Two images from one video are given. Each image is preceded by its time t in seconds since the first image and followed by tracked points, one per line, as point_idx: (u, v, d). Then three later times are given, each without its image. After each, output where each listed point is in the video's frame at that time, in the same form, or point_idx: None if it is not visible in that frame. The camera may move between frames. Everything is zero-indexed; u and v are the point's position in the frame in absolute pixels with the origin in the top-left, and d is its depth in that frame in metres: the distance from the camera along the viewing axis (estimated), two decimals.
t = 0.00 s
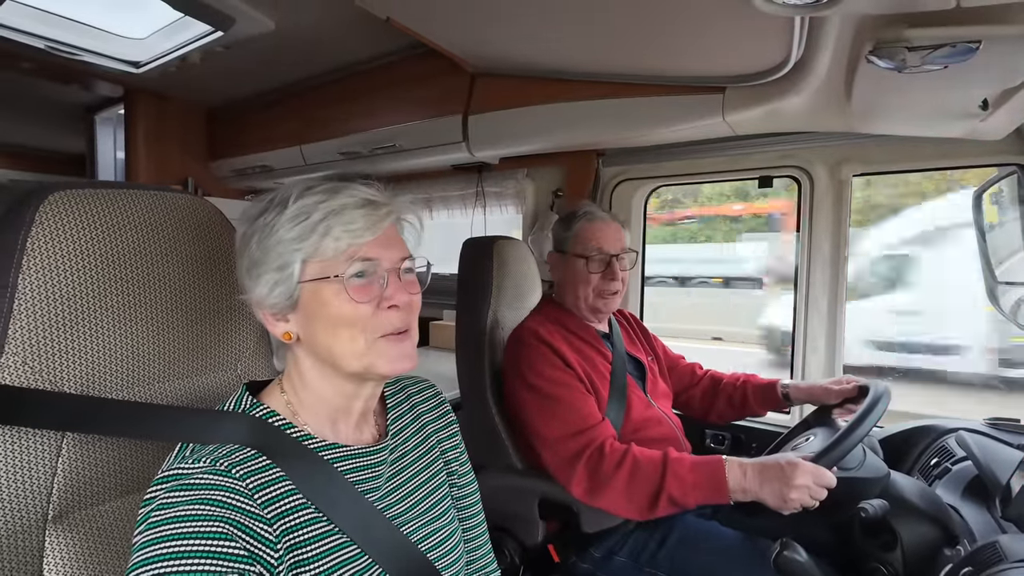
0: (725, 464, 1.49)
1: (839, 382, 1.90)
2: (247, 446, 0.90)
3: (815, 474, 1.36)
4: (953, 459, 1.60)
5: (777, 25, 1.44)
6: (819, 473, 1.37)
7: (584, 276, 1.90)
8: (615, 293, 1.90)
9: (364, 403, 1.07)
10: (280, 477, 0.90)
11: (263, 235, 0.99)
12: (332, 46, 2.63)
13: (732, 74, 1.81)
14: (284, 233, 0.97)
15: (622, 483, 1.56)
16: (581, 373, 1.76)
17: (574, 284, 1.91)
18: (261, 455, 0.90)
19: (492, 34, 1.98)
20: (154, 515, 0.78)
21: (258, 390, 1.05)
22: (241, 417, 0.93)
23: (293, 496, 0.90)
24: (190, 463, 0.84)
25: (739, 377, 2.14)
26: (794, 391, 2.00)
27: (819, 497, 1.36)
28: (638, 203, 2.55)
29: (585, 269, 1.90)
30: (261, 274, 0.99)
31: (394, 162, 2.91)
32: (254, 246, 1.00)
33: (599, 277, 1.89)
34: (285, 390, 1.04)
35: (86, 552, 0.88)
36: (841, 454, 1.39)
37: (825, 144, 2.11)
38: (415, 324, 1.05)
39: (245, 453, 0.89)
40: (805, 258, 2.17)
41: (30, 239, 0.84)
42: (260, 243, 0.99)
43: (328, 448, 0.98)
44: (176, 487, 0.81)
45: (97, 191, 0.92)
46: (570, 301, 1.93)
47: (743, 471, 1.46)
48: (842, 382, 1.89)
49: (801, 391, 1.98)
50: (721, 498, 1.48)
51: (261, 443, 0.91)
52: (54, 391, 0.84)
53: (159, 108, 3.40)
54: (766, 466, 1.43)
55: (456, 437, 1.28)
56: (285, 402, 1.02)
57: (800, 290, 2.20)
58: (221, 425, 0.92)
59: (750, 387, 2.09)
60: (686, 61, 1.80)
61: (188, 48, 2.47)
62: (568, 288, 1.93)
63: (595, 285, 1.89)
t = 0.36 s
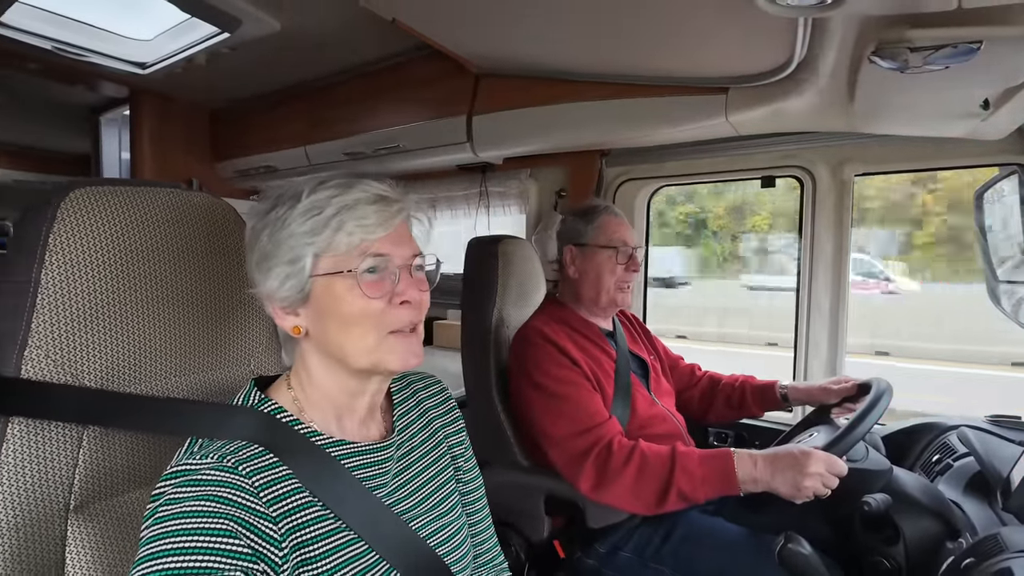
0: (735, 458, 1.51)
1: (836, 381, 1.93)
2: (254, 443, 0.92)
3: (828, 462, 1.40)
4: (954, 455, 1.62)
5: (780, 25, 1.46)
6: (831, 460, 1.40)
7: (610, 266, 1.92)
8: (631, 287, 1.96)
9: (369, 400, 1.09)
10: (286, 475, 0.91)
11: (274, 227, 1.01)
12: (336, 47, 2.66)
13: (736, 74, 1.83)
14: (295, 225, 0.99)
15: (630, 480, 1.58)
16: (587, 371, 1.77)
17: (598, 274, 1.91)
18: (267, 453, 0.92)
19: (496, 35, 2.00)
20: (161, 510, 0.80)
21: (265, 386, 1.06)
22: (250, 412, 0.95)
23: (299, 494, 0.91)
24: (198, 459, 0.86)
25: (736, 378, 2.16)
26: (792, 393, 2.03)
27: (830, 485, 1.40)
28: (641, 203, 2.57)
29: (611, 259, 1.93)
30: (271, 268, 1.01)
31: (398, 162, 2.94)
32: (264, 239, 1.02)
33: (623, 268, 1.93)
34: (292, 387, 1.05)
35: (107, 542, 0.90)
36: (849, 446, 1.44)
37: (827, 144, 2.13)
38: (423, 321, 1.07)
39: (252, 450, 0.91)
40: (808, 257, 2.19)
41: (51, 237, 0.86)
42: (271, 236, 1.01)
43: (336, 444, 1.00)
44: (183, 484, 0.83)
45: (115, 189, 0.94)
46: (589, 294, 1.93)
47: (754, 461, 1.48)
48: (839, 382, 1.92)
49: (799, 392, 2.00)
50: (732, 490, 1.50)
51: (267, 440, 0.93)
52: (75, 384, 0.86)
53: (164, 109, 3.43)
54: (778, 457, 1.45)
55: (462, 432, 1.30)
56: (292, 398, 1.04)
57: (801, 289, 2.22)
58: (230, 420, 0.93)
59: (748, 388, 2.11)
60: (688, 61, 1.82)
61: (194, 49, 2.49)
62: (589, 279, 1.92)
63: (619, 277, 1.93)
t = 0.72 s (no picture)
0: (737, 465, 1.53)
1: (844, 387, 1.94)
2: (266, 458, 0.93)
3: (827, 473, 1.41)
4: (958, 461, 1.64)
5: (787, 35, 1.47)
6: (831, 473, 1.41)
7: (618, 270, 1.94)
8: (640, 288, 1.98)
9: (381, 412, 1.10)
10: (300, 490, 0.93)
11: (297, 229, 1.02)
12: (342, 52, 2.67)
13: (742, 82, 1.84)
14: (320, 231, 1.01)
15: (636, 485, 1.60)
16: (595, 375, 1.79)
17: (608, 279, 1.94)
18: (281, 468, 0.93)
19: (502, 43, 2.02)
20: (177, 529, 0.81)
21: (276, 398, 1.07)
22: (263, 425, 0.96)
23: (313, 508, 0.93)
24: (212, 476, 0.87)
25: (745, 381, 2.17)
26: (801, 396, 2.04)
27: (830, 497, 1.41)
28: (645, 208, 2.58)
29: (620, 263, 1.95)
30: (290, 271, 1.02)
31: (403, 167, 2.95)
32: (285, 243, 1.03)
33: (632, 272, 1.95)
34: (302, 399, 1.06)
35: (129, 550, 0.91)
36: (854, 455, 1.45)
37: (831, 151, 2.14)
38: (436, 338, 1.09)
39: (265, 466, 0.92)
40: (811, 263, 2.21)
41: (75, 251, 0.87)
42: (293, 240, 1.02)
43: (348, 457, 1.02)
44: (198, 501, 0.84)
45: (136, 201, 0.95)
46: (599, 300, 1.95)
47: (756, 471, 1.50)
48: (847, 387, 1.93)
49: (808, 395, 2.01)
50: (733, 499, 1.52)
51: (277, 453, 0.94)
52: (97, 395, 0.88)
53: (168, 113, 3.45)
54: (778, 466, 1.47)
55: (471, 439, 1.31)
56: (303, 411, 1.05)
57: (805, 294, 2.24)
58: (241, 431, 0.94)
59: (757, 392, 2.12)
60: (693, 70, 1.84)
61: (200, 54, 2.51)
62: (600, 284, 1.94)
63: (628, 280, 1.95)
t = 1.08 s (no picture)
0: (733, 470, 1.51)
1: (842, 389, 1.91)
2: (249, 460, 0.91)
3: (824, 477, 1.39)
4: (957, 464, 1.62)
5: (783, 33, 1.45)
6: (829, 476, 1.40)
7: (611, 277, 1.91)
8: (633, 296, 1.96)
9: (372, 415, 1.08)
10: (284, 492, 0.91)
11: (303, 231, 0.99)
12: (337, 52, 2.66)
13: (738, 82, 1.83)
14: (333, 236, 0.97)
15: (630, 489, 1.57)
16: (589, 379, 1.77)
17: (602, 287, 1.91)
18: (264, 469, 0.91)
19: (496, 42, 2.00)
20: (157, 534, 0.79)
21: (261, 401, 1.04)
22: (247, 428, 0.93)
23: (297, 511, 0.91)
24: (193, 478, 0.84)
25: (742, 384, 2.14)
26: (798, 398, 2.03)
27: (828, 501, 1.39)
28: (642, 208, 2.55)
29: (613, 270, 1.92)
30: (295, 272, 0.98)
31: (398, 167, 2.93)
32: (290, 244, 0.99)
33: (625, 279, 1.93)
34: (290, 402, 1.03)
35: (106, 558, 0.89)
36: (851, 458, 1.43)
37: (829, 150, 2.12)
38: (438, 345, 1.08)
39: (248, 467, 0.89)
40: (809, 265, 2.18)
41: (52, 251, 0.86)
42: (300, 242, 0.98)
43: (332, 459, 0.99)
44: (178, 505, 0.81)
45: (116, 201, 0.93)
46: (593, 307, 1.93)
47: (752, 476, 1.48)
48: (845, 389, 1.91)
49: (805, 398, 2.00)
50: (730, 503, 1.50)
51: (261, 455, 0.92)
52: (75, 400, 0.86)
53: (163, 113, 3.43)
54: (775, 471, 1.45)
55: (457, 443, 1.29)
56: (289, 415, 1.02)
57: (803, 295, 2.21)
58: (225, 435, 0.91)
59: (754, 394, 2.10)
60: (690, 69, 1.83)
61: (194, 53, 2.49)
62: (592, 290, 1.92)
63: (622, 287, 1.93)
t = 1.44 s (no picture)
0: (731, 472, 1.51)
1: (843, 391, 1.91)
2: (249, 462, 0.91)
3: (821, 483, 1.39)
4: (957, 467, 1.62)
5: (782, 35, 1.45)
6: (825, 482, 1.39)
7: (608, 279, 1.92)
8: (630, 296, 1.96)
9: (373, 418, 1.08)
10: (285, 494, 0.91)
11: (316, 233, 0.99)
12: (337, 54, 2.66)
13: (738, 84, 1.83)
14: (348, 241, 0.97)
15: (630, 493, 1.57)
16: (588, 382, 1.77)
17: (598, 288, 1.91)
18: (265, 471, 0.91)
19: (496, 44, 2.01)
20: (158, 536, 0.79)
21: (262, 403, 1.04)
22: (248, 430, 0.93)
23: (298, 513, 0.91)
24: (193, 481, 0.84)
25: (743, 385, 2.14)
26: (800, 400, 2.02)
27: (824, 506, 1.39)
28: (642, 210, 2.56)
29: (610, 271, 1.92)
30: (304, 274, 0.98)
31: (399, 169, 2.93)
32: (301, 247, 0.99)
33: (622, 279, 1.93)
34: (292, 403, 1.03)
35: (107, 560, 0.89)
36: (849, 462, 1.42)
37: (829, 153, 2.12)
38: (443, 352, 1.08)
39: (248, 469, 0.90)
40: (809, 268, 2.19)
41: (53, 254, 0.86)
42: (311, 244, 0.98)
43: (332, 461, 0.99)
44: (179, 507, 0.82)
45: (118, 204, 0.93)
46: (589, 308, 1.93)
47: (750, 480, 1.48)
48: (846, 392, 1.90)
49: (806, 400, 2.00)
50: (729, 507, 1.50)
51: (261, 457, 0.92)
52: (75, 402, 0.86)
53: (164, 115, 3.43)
54: (772, 475, 1.46)
55: (460, 440, 1.30)
56: (291, 417, 1.02)
57: (802, 296, 2.22)
58: (226, 439, 0.91)
59: (755, 395, 2.09)
60: (690, 72, 1.83)
61: (194, 55, 2.49)
62: (589, 292, 1.92)
63: (619, 288, 1.93)
